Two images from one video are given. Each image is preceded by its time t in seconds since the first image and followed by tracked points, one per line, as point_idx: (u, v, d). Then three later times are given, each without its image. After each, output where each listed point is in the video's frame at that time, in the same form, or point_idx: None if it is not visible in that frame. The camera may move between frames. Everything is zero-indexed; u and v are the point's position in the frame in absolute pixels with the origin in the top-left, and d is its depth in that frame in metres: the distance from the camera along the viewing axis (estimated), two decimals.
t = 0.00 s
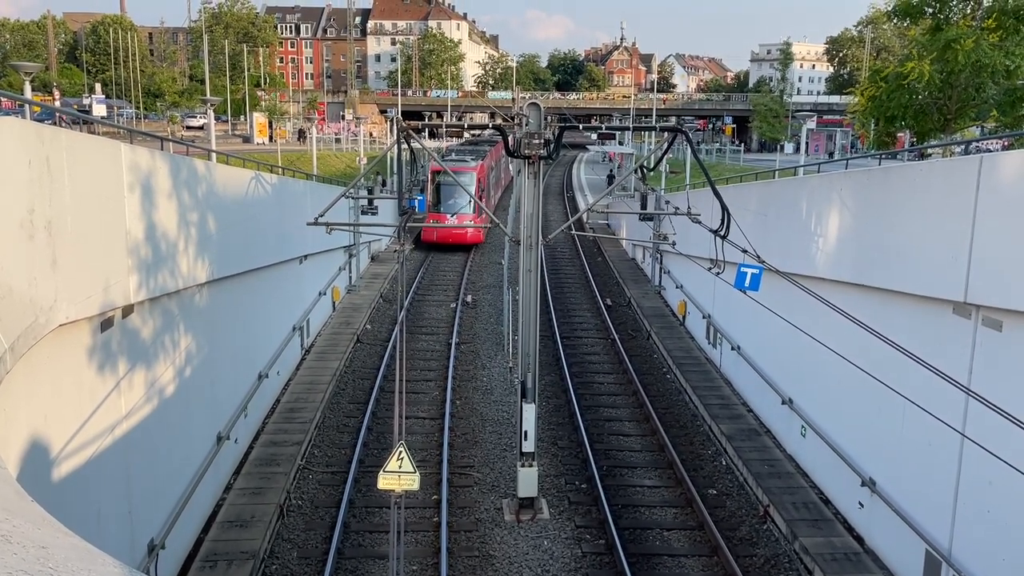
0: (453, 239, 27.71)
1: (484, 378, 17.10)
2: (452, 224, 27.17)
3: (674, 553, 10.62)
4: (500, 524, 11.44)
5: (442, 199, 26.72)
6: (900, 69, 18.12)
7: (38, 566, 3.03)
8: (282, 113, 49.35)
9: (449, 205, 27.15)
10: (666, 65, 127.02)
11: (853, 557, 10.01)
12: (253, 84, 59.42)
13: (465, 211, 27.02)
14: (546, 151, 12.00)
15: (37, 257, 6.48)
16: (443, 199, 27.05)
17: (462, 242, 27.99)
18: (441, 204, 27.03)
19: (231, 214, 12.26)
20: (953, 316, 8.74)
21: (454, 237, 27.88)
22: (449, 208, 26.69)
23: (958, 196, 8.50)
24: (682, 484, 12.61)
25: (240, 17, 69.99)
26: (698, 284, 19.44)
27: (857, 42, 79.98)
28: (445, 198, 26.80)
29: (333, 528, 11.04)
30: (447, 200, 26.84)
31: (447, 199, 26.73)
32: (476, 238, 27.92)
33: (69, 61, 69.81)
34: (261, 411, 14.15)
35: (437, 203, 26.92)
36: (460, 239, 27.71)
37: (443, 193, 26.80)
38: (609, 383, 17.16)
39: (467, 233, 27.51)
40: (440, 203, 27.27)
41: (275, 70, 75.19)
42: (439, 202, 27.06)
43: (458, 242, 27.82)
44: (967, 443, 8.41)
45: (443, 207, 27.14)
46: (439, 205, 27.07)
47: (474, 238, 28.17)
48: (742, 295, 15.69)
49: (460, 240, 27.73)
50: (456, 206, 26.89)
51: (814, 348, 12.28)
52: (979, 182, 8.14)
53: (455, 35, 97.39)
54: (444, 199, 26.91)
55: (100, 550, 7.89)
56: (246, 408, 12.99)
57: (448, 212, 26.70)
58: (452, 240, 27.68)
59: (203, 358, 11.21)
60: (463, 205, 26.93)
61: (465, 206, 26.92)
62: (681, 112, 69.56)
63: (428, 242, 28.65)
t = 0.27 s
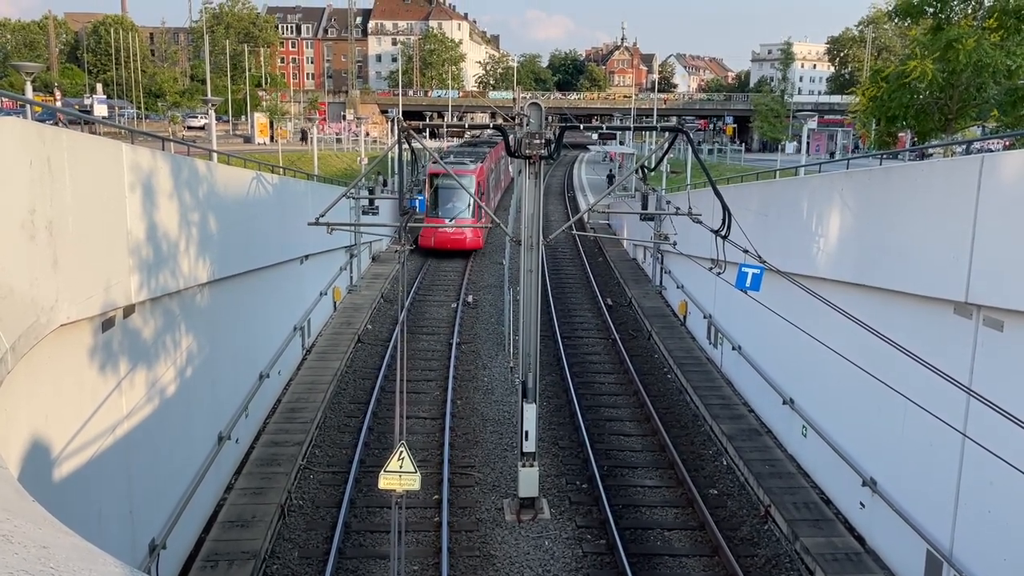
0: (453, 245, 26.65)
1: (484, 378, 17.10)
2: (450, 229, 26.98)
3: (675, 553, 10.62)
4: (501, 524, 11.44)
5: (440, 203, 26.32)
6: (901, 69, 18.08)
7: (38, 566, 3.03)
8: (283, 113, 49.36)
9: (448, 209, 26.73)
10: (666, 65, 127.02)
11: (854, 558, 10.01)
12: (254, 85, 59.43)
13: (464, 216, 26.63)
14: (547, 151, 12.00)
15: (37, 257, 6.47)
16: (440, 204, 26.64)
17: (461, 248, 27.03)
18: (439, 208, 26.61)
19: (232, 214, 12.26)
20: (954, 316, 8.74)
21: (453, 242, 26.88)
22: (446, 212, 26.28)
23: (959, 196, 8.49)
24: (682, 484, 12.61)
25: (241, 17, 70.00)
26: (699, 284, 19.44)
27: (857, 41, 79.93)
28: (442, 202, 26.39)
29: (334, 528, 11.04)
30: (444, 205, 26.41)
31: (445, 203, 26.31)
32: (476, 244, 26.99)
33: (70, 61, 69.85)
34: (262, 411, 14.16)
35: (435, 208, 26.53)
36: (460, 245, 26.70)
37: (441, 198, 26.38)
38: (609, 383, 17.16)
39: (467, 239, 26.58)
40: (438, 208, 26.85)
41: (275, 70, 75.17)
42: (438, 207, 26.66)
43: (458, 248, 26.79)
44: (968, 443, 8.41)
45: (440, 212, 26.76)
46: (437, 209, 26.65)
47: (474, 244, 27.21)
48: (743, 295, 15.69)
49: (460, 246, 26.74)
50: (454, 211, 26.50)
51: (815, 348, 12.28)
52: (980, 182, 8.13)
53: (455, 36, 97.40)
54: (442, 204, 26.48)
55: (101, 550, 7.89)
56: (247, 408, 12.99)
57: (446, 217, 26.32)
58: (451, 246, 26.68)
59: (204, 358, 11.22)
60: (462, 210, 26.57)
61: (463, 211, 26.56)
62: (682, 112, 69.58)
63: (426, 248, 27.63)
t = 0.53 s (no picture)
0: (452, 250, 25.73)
1: (486, 377, 17.10)
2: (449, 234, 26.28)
3: (677, 552, 10.62)
4: (502, 522, 11.45)
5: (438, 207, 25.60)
6: (903, 67, 18.11)
7: (39, 565, 3.03)
8: (285, 112, 49.42)
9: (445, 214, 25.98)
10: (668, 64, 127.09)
11: (856, 556, 10.00)
12: (256, 84, 59.46)
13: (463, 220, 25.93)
14: (549, 149, 12.02)
15: (39, 256, 6.48)
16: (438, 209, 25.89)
17: (460, 253, 26.10)
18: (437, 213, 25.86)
19: (234, 213, 12.29)
20: (957, 315, 8.73)
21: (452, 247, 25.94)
22: (445, 216, 25.50)
23: (961, 195, 8.48)
24: (684, 483, 12.61)
25: (243, 16, 70.04)
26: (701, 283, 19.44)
27: (859, 40, 79.73)
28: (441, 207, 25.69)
29: (336, 527, 11.06)
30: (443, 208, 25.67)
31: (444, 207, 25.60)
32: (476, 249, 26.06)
33: (72, 60, 69.92)
34: (265, 410, 14.17)
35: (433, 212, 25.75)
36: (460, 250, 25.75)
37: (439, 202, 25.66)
38: (611, 382, 17.16)
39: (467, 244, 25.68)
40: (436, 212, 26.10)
41: (277, 69, 75.15)
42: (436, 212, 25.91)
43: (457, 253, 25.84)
44: (970, 442, 8.41)
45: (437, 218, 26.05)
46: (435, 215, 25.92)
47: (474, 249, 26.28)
48: (745, 294, 15.68)
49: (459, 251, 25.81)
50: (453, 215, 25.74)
51: (817, 347, 12.28)
52: (982, 181, 8.12)
53: (457, 34, 97.36)
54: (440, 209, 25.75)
55: (103, 549, 7.91)
56: (249, 407, 13.01)
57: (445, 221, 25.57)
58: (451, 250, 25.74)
59: (206, 357, 11.23)
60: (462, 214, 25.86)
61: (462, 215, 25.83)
62: (684, 111, 69.56)
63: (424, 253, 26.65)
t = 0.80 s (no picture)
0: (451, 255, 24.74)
1: (488, 376, 17.11)
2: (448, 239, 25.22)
3: (679, 550, 10.62)
4: (505, 520, 11.46)
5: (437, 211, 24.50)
6: (905, 65, 18.09)
7: (42, 563, 3.03)
8: (287, 110, 49.50)
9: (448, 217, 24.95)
10: (670, 61, 127.02)
11: (858, 554, 10.00)
12: (258, 82, 59.54)
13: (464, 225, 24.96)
14: (551, 147, 11.99)
15: (42, 255, 6.49)
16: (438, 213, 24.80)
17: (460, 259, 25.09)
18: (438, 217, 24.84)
19: (237, 211, 12.29)
20: (960, 313, 8.72)
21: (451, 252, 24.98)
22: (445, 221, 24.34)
23: (964, 193, 8.47)
24: (687, 481, 12.62)
25: (245, 15, 70.11)
26: (704, 281, 19.44)
27: (862, 37, 79.58)
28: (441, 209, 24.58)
29: (338, 525, 11.07)
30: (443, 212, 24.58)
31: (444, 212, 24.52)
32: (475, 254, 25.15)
33: (75, 59, 70.03)
34: (267, 408, 14.19)
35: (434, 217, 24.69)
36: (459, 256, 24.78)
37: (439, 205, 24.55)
38: (614, 380, 17.17)
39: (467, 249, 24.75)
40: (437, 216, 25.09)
41: (279, 67, 75.12)
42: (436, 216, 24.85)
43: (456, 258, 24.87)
44: (972, 439, 8.40)
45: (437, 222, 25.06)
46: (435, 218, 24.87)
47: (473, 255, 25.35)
48: (748, 292, 15.68)
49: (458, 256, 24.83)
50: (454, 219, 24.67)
51: (820, 345, 12.28)
52: (985, 178, 8.11)
53: (459, 33, 97.34)
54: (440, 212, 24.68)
55: (107, 546, 7.93)
56: (252, 405, 13.02)
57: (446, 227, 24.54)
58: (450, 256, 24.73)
59: (208, 356, 11.24)
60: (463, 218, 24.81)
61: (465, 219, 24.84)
62: (686, 109, 69.54)
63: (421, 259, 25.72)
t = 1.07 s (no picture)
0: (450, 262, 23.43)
1: (490, 373, 17.11)
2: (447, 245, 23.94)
3: (681, 547, 10.62)
4: (507, 517, 11.47)
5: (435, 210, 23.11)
6: (909, 61, 18.06)
7: (45, 559, 3.04)
8: (289, 108, 49.48)
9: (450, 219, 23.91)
10: (672, 58, 126.79)
11: (861, 551, 9.99)
12: (260, 79, 59.52)
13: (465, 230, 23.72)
14: (553, 145, 12.00)
15: (46, 252, 6.51)
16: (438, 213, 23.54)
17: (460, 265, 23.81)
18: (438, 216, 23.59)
19: (239, 209, 12.29)
20: (963, 310, 8.70)
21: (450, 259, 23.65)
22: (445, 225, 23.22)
23: (967, 190, 8.45)
24: (689, 478, 12.61)
25: (247, 12, 70.08)
26: (706, 278, 19.42)
27: (865, 33, 79.37)
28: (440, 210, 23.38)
29: (341, 522, 11.09)
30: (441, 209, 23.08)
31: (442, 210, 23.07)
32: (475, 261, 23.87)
33: (77, 56, 70.05)
34: (270, 405, 14.20)
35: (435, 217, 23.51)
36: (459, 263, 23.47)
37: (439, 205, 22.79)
38: (616, 377, 17.16)
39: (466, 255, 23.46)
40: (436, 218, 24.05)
41: (281, 64, 75.11)
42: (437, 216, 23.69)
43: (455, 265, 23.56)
44: (976, 436, 8.39)
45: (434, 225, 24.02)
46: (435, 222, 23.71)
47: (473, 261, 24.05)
48: (750, 289, 15.65)
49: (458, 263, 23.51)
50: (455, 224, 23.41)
51: (822, 342, 12.26)
52: (989, 175, 8.09)
53: (461, 30, 97.22)
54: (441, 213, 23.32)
55: (110, 543, 7.94)
56: (254, 403, 13.03)
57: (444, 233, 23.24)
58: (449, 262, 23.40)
59: (211, 353, 11.25)
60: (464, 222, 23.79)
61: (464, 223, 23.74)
62: (688, 106, 69.46)
63: (419, 265, 24.45)
